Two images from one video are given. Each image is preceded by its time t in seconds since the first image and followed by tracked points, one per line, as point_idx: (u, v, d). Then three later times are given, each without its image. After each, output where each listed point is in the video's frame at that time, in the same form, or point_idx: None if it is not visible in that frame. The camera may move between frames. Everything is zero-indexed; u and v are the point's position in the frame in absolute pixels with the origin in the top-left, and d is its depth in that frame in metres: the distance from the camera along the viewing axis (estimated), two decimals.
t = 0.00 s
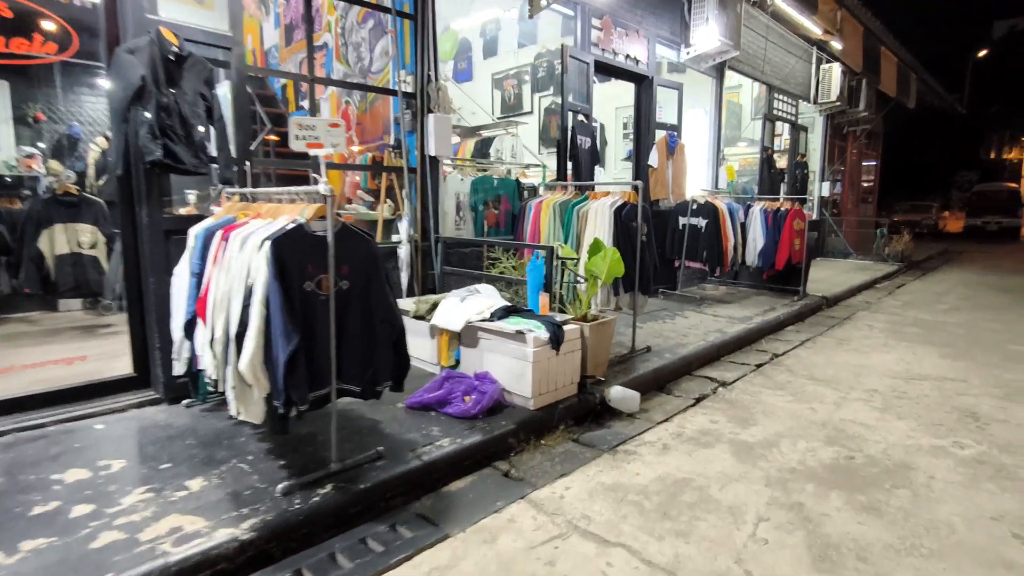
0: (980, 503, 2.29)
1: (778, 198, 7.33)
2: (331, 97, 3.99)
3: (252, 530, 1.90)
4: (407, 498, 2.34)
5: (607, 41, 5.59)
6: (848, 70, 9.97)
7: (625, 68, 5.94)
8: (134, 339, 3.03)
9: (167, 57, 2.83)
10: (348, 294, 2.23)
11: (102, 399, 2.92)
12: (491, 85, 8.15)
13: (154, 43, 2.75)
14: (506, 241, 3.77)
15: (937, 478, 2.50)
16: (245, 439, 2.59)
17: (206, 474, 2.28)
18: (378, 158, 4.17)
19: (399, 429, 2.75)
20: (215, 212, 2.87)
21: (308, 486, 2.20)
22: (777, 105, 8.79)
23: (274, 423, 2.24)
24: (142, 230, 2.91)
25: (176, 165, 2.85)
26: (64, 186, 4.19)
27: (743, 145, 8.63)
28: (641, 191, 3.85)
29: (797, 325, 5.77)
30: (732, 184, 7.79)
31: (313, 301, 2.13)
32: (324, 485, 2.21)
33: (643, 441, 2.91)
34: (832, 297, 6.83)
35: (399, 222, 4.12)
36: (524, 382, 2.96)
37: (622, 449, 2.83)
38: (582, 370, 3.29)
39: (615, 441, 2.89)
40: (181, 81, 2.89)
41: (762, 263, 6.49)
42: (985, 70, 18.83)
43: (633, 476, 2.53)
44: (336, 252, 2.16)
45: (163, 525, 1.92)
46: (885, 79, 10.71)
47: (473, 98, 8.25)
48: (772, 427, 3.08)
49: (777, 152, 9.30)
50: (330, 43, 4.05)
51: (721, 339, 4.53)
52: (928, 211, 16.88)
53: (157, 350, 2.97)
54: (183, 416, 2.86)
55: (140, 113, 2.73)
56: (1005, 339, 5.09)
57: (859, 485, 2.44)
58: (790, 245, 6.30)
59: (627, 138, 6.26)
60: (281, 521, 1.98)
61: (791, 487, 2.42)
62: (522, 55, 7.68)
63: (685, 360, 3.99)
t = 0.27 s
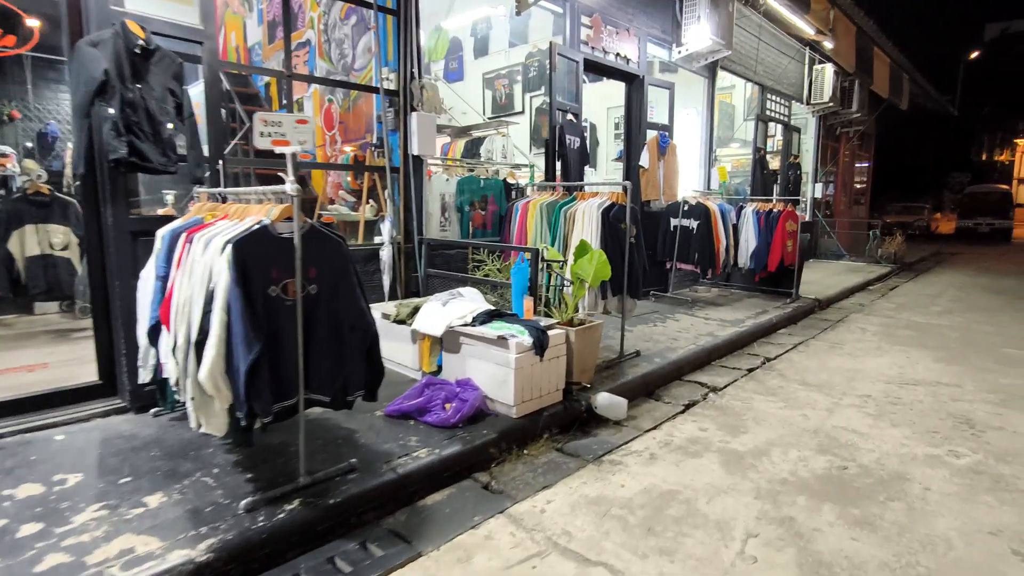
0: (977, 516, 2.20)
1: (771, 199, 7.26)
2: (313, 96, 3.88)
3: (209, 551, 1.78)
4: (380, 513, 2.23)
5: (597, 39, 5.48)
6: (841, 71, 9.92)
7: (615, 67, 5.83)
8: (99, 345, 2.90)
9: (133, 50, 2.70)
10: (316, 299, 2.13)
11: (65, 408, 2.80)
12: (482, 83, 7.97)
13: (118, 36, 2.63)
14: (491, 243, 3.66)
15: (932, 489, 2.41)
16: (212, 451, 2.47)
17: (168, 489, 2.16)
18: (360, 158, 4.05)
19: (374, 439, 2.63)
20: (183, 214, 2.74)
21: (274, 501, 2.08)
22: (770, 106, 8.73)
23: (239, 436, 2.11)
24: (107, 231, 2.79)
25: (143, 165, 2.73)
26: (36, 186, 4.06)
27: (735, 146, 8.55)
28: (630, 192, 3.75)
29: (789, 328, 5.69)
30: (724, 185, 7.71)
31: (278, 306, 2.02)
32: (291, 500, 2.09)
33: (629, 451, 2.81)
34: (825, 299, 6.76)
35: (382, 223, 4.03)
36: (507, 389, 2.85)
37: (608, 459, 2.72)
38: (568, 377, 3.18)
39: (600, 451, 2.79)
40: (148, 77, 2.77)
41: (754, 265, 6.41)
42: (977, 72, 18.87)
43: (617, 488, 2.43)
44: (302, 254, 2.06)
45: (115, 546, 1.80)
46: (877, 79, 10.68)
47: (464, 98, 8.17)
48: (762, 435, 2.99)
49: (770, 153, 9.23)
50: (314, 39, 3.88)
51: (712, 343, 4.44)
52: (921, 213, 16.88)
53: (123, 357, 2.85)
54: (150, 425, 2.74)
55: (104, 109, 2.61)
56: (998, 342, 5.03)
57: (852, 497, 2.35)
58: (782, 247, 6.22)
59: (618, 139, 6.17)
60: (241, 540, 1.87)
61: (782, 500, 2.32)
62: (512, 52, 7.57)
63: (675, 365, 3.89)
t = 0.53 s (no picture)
0: (977, 532, 2.09)
1: (767, 200, 7.16)
2: (298, 94, 3.77)
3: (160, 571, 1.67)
4: (350, 527, 2.12)
5: (590, 36, 5.38)
6: (837, 71, 9.83)
7: (608, 64, 5.72)
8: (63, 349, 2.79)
9: (98, 42, 2.59)
10: (281, 301, 2.02)
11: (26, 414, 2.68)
12: (476, 84, 7.90)
13: (81, 26, 2.51)
14: (476, 244, 3.55)
15: (930, 502, 2.30)
16: (177, 460, 2.36)
17: (125, 502, 2.05)
18: (343, 155, 3.92)
19: (349, 447, 2.52)
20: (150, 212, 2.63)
21: (236, 515, 1.97)
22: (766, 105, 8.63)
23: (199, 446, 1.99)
24: (71, 230, 2.68)
25: (109, 161, 2.63)
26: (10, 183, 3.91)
27: (732, 146, 8.45)
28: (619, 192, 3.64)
29: (785, 330, 5.59)
30: (719, 186, 7.62)
31: (239, 309, 1.91)
32: (253, 514, 1.98)
33: (616, 460, 2.70)
34: (821, 302, 6.67)
35: (366, 223, 3.93)
36: (488, 396, 2.74)
37: (593, 468, 2.62)
38: (553, 382, 3.08)
39: (585, 460, 2.68)
40: (114, 69, 2.65)
41: (749, 267, 6.32)
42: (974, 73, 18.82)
43: (601, 500, 2.32)
44: (265, 254, 1.95)
45: (60, 566, 1.69)
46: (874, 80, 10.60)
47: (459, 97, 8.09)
48: (754, 443, 2.88)
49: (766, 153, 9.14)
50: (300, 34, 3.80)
51: (705, 347, 4.34)
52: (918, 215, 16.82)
53: (88, 361, 2.74)
54: (115, 433, 2.62)
55: (66, 102, 2.49)
56: (997, 346, 4.93)
57: (846, 511, 2.24)
58: (778, 248, 6.12)
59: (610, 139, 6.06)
60: (196, 558, 1.75)
61: (772, 514, 2.22)
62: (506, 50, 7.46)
63: (666, 370, 3.79)
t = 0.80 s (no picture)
0: (976, 552, 1.99)
1: (764, 202, 7.06)
2: (284, 93, 3.68)
3: None
4: (318, 545, 2.02)
5: (583, 34, 5.28)
6: (836, 71, 9.73)
7: (602, 63, 5.62)
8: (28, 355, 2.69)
9: (63, 36, 2.49)
10: (244, 308, 1.91)
11: None
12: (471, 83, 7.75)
13: (44, 19, 2.41)
14: (461, 246, 3.45)
15: (927, 519, 2.20)
16: (140, 473, 2.26)
17: (80, 519, 1.95)
18: (327, 155, 3.82)
19: (322, 459, 2.42)
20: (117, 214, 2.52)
21: (195, 534, 1.86)
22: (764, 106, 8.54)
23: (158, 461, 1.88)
24: (35, 231, 2.58)
25: (74, 159, 2.53)
26: None
27: (729, 146, 8.35)
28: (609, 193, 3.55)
29: (780, 334, 5.49)
30: (716, 187, 7.52)
31: (198, 317, 1.81)
32: (214, 532, 1.88)
33: (601, 472, 2.60)
34: (818, 305, 6.57)
35: (349, 224, 3.83)
36: (469, 405, 2.64)
37: (576, 481, 2.52)
38: (539, 390, 2.98)
39: (569, 472, 2.58)
40: (80, 64, 2.55)
41: (745, 269, 6.22)
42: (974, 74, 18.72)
43: (583, 515, 2.23)
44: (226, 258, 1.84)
45: None
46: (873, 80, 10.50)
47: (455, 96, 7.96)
48: (745, 454, 2.78)
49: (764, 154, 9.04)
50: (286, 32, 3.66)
51: (698, 352, 4.24)
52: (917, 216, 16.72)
53: (53, 367, 2.65)
54: (80, 442, 2.52)
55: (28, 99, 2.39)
56: (997, 351, 4.83)
57: (839, 528, 2.14)
58: (774, 250, 6.02)
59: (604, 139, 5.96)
60: None
61: (761, 531, 2.12)
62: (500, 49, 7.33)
63: (657, 376, 3.69)
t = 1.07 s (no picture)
0: (971, 569, 1.91)
1: (759, 204, 6.99)
2: (269, 91, 3.63)
3: None
4: (284, 560, 1.93)
5: (575, 32, 5.21)
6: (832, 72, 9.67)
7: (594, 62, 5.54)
8: None
9: (29, 28, 2.40)
10: (206, 312, 1.83)
11: None
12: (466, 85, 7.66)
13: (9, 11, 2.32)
14: (446, 248, 3.37)
15: (921, 533, 2.12)
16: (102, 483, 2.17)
17: (32, 532, 1.85)
18: (310, 153, 3.74)
19: (294, 468, 2.33)
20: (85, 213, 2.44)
21: (152, 550, 1.77)
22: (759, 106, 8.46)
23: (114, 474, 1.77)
24: None
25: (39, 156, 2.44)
26: None
27: (726, 148, 8.28)
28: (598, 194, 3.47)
29: (775, 338, 5.41)
30: (710, 188, 7.45)
31: (155, 322, 1.72)
32: (173, 548, 1.78)
33: (585, 482, 2.51)
34: (813, 308, 6.50)
35: (331, 224, 3.74)
36: (450, 412, 2.55)
37: (559, 492, 2.43)
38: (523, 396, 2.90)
39: (552, 482, 2.49)
40: (47, 58, 2.46)
41: (739, 272, 6.14)
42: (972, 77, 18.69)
43: (564, 529, 2.14)
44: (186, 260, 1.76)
45: None
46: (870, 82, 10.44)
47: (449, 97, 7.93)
48: (734, 464, 2.70)
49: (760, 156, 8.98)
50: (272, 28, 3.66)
51: (690, 356, 4.16)
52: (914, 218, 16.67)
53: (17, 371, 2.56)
54: (43, 450, 2.43)
55: None
56: (994, 357, 4.75)
57: (829, 543, 2.06)
58: (769, 252, 5.94)
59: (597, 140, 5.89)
60: None
61: (748, 546, 2.03)
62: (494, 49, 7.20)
63: (647, 381, 3.60)
